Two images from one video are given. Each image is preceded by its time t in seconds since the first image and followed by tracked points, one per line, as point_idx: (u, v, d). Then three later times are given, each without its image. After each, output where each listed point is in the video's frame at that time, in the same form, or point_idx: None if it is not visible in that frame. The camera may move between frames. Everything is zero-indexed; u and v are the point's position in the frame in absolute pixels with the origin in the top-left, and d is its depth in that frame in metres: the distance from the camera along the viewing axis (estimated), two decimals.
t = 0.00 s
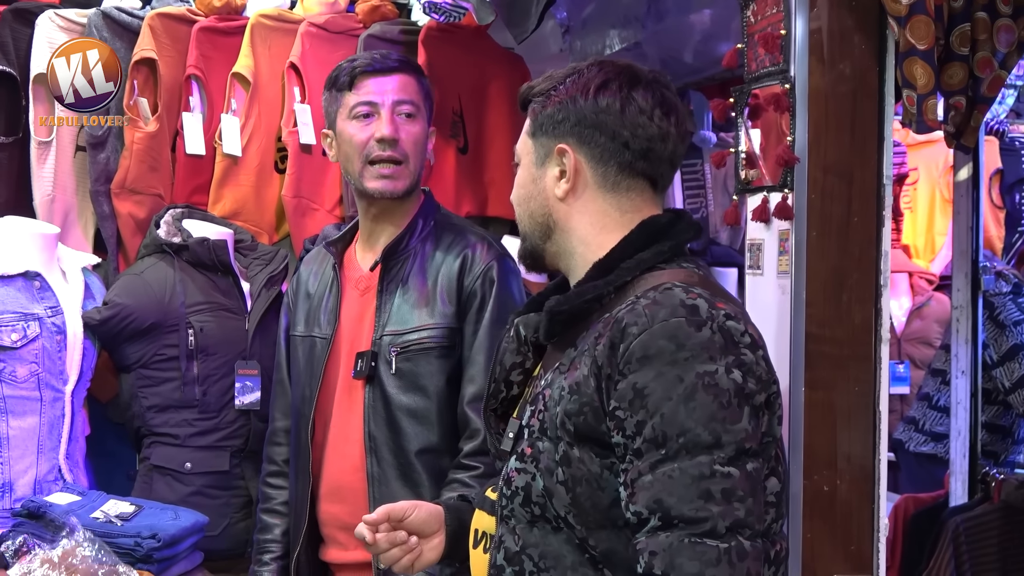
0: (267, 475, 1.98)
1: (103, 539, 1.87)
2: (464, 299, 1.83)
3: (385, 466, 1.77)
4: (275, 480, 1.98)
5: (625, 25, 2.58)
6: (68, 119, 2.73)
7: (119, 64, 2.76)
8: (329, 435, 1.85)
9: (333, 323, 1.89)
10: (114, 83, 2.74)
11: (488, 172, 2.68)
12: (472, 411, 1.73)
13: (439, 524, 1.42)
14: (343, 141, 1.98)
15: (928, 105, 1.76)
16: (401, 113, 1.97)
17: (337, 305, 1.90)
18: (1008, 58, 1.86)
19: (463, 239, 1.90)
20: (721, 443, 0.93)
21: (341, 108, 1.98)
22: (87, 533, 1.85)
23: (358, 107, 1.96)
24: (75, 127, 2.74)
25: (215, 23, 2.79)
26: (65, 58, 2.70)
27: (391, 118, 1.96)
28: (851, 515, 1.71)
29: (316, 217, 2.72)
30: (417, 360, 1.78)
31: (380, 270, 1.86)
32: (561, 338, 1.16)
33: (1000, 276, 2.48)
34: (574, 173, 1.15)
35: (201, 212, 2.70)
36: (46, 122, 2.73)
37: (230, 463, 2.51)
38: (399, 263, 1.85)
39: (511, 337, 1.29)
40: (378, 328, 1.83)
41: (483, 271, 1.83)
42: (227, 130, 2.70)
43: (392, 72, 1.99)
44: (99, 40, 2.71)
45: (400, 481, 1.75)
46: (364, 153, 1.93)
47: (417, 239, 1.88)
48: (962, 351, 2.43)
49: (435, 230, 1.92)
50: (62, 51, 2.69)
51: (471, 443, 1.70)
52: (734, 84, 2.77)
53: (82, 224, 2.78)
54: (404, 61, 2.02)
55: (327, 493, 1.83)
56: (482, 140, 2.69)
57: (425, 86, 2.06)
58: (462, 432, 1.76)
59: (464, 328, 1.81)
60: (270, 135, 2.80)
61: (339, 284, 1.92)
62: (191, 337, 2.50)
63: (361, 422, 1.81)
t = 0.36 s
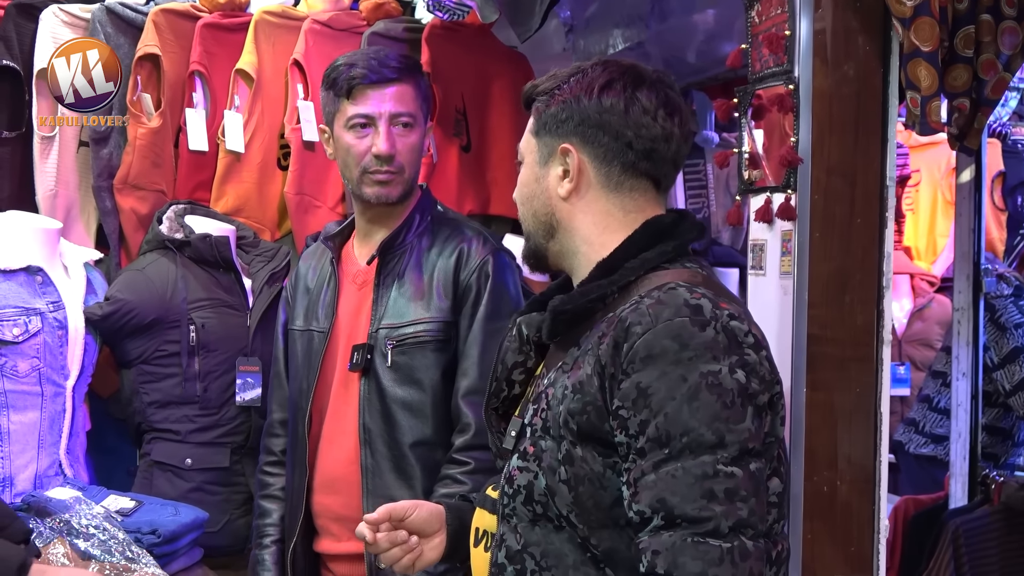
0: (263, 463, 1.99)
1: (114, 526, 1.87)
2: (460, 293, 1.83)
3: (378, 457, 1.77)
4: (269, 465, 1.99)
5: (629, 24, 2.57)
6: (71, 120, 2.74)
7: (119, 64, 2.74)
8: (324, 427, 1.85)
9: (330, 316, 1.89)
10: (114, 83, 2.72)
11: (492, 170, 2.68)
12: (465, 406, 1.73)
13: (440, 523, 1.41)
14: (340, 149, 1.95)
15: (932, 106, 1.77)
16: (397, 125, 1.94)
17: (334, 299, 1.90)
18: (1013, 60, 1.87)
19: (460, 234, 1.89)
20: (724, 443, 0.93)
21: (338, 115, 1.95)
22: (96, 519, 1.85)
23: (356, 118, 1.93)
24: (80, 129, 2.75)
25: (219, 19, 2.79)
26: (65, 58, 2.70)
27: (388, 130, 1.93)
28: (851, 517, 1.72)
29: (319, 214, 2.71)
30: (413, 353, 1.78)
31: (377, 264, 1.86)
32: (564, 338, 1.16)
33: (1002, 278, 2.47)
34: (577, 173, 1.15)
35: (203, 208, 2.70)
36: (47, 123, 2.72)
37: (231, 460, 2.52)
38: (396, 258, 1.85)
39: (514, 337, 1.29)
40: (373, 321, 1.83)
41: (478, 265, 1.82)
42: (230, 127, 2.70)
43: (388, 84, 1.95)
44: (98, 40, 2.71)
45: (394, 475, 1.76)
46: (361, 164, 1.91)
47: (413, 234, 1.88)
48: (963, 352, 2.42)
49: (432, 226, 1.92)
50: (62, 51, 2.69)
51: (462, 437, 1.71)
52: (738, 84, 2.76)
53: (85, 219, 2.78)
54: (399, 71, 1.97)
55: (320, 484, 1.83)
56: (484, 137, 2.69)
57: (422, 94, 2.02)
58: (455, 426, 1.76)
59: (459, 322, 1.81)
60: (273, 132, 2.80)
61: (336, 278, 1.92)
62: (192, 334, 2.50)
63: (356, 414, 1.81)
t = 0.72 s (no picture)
0: (262, 438, 2.01)
1: (110, 525, 1.87)
2: (453, 292, 1.82)
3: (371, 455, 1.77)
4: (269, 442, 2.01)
5: (626, 23, 2.59)
6: (70, 120, 2.73)
7: (119, 64, 2.74)
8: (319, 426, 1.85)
9: (328, 311, 1.89)
10: (114, 83, 2.72)
11: (489, 168, 2.69)
12: (458, 404, 1.72)
13: (427, 497, 1.43)
14: (333, 147, 1.95)
15: (930, 107, 1.77)
16: (387, 121, 1.93)
17: (332, 294, 1.90)
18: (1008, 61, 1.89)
19: (458, 233, 1.89)
20: (722, 441, 0.93)
21: (331, 113, 1.95)
22: (93, 518, 1.85)
23: (347, 115, 1.92)
24: (77, 128, 2.74)
25: (217, 18, 2.79)
26: (65, 58, 2.69)
27: (378, 127, 1.92)
28: (847, 519, 1.72)
29: (317, 212, 2.71)
30: (405, 351, 1.78)
31: (372, 262, 1.86)
32: (565, 335, 1.16)
33: (1000, 277, 2.45)
34: (591, 178, 1.15)
35: (201, 207, 2.70)
36: (46, 123, 2.72)
37: (229, 458, 2.52)
38: (392, 255, 1.86)
39: (517, 335, 1.31)
40: (368, 318, 1.83)
41: (472, 264, 1.83)
42: (228, 125, 2.70)
43: (378, 81, 1.94)
44: (98, 40, 2.70)
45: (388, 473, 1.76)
46: (352, 161, 1.90)
47: (410, 232, 1.88)
48: (960, 352, 2.44)
49: (429, 224, 1.92)
50: (62, 51, 2.69)
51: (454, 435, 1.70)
52: (735, 84, 2.72)
53: (82, 217, 2.78)
54: (390, 66, 1.95)
55: (316, 481, 1.83)
56: (483, 135, 2.69)
57: (412, 89, 2.00)
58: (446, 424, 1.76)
59: (452, 321, 1.80)
60: (271, 131, 2.80)
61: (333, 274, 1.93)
62: (190, 331, 2.50)
63: (350, 412, 1.81)
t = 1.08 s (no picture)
0: (260, 439, 2.01)
1: (102, 523, 1.87)
2: (446, 298, 1.81)
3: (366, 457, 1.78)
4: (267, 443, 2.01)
5: (618, 21, 2.60)
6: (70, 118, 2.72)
7: (119, 64, 2.72)
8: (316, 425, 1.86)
9: (325, 313, 1.90)
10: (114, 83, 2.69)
11: (480, 166, 2.68)
12: (452, 408, 1.72)
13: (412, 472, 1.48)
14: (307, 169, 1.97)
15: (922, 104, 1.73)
16: (322, 148, 1.84)
17: (329, 296, 1.91)
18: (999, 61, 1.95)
19: (448, 233, 1.87)
20: (720, 439, 0.93)
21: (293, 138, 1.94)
22: (84, 517, 1.86)
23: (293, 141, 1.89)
24: (69, 127, 2.73)
25: (209, 15, 2.78)
26: (65, 58, 2.70)
27: (313, 151, 1.85)
28: (838, 519, 1.72)
29: (309, 209, 2.70)
30: (400, 356, 1.79)
31: (368, 265, 1.86)
32: (563, 331, 1.17)
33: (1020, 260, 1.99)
34: (586, 177, 1.16)
35: (193, 204, 2.70)
36: (44, 122, 2.71)
37: (221, 455, 2.52)
38: (388, 260, 1.85)
39: (514, 329, 1.31)
40: (364, 321, 1.84)
41: (465, 269, 1.80)
42: (220, 123, 2.70)
43: (313, 105, 1.83)
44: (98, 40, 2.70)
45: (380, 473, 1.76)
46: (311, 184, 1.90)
47: (405, 235, 1.86)
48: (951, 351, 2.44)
49: (423, 229, 1.89)
50: (61, 51, 2.69)
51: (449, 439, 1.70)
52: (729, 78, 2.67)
53: (74, 215, 2.77)
54: (321, 87, 1.83)
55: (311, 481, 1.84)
56: (474, 133, 2.70)
57: (349, 104, 1.85)
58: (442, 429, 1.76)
59: (445, 326, 1.80)
60: (263, 129, 2.78)
61: (331, 277, 1.93)
62: (181, 329, 2.49)
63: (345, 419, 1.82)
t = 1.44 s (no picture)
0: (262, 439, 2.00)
1: (91, 522, 1.87)
2: (431, 300, 1.79)
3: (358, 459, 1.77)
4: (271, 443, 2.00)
5: (608, 19, 2.58)
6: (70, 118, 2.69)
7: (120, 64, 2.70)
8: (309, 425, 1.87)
9: (320, 316, 1.91)
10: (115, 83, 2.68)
11: (470, 164, 2.70)
12: (440, 410, 1.69)
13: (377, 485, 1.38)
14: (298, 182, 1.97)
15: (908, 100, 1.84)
16: (297, 163, 1.85)
17: (323, 298, 1.93)
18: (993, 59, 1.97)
19: (435, 236, 1.85)
20: (707, 442, 0.94)
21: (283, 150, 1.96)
22: (74, 516, 1.85)
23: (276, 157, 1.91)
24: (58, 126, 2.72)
25: (198, 14, 2.78)
26: (66, 58, 2.68)
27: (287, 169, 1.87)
28: (830, 516, 1.74)
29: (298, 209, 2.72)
30: (385, 359, 1.77)
31: (357, 268, 1.86)
32: (554, 330, 1.18)
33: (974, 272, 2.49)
34: (594, 165, 1.16)
35: (182, 202, 2.68)
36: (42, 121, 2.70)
37: (210, 455, 2.52)
38: (376, 263, 1.84)
39: (507, 327, 1.32)
40: (354, 322, 1.83)
41: (450, 271, 1.78)
42: (209, 122, 2.69)
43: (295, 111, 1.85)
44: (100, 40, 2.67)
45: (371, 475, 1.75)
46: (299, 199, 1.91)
47: (394, 238, 1.85)
48: (940, 347, 2.51)
49: (412, 231, 1.87)
50: (62, 51, 2.67)
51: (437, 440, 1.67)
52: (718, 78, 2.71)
53: (62, 214, 2.76)
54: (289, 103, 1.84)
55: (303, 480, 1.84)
56: (463, 132, 2.69)
57: (316, 117, 1.86)
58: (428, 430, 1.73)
59: (431, 329, 1.78)
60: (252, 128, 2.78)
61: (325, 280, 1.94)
62: (171, 328, 2.49)
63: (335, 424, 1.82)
